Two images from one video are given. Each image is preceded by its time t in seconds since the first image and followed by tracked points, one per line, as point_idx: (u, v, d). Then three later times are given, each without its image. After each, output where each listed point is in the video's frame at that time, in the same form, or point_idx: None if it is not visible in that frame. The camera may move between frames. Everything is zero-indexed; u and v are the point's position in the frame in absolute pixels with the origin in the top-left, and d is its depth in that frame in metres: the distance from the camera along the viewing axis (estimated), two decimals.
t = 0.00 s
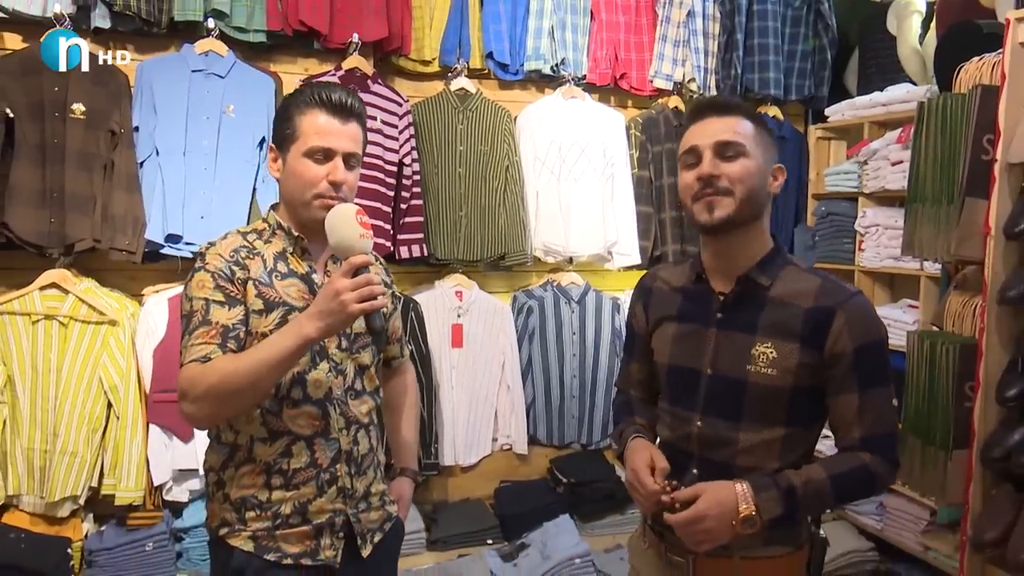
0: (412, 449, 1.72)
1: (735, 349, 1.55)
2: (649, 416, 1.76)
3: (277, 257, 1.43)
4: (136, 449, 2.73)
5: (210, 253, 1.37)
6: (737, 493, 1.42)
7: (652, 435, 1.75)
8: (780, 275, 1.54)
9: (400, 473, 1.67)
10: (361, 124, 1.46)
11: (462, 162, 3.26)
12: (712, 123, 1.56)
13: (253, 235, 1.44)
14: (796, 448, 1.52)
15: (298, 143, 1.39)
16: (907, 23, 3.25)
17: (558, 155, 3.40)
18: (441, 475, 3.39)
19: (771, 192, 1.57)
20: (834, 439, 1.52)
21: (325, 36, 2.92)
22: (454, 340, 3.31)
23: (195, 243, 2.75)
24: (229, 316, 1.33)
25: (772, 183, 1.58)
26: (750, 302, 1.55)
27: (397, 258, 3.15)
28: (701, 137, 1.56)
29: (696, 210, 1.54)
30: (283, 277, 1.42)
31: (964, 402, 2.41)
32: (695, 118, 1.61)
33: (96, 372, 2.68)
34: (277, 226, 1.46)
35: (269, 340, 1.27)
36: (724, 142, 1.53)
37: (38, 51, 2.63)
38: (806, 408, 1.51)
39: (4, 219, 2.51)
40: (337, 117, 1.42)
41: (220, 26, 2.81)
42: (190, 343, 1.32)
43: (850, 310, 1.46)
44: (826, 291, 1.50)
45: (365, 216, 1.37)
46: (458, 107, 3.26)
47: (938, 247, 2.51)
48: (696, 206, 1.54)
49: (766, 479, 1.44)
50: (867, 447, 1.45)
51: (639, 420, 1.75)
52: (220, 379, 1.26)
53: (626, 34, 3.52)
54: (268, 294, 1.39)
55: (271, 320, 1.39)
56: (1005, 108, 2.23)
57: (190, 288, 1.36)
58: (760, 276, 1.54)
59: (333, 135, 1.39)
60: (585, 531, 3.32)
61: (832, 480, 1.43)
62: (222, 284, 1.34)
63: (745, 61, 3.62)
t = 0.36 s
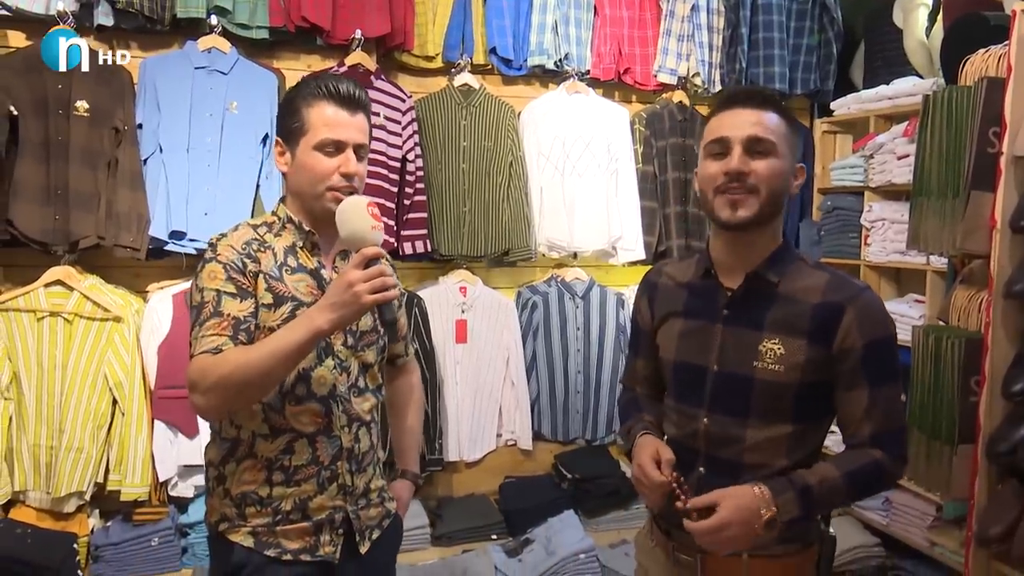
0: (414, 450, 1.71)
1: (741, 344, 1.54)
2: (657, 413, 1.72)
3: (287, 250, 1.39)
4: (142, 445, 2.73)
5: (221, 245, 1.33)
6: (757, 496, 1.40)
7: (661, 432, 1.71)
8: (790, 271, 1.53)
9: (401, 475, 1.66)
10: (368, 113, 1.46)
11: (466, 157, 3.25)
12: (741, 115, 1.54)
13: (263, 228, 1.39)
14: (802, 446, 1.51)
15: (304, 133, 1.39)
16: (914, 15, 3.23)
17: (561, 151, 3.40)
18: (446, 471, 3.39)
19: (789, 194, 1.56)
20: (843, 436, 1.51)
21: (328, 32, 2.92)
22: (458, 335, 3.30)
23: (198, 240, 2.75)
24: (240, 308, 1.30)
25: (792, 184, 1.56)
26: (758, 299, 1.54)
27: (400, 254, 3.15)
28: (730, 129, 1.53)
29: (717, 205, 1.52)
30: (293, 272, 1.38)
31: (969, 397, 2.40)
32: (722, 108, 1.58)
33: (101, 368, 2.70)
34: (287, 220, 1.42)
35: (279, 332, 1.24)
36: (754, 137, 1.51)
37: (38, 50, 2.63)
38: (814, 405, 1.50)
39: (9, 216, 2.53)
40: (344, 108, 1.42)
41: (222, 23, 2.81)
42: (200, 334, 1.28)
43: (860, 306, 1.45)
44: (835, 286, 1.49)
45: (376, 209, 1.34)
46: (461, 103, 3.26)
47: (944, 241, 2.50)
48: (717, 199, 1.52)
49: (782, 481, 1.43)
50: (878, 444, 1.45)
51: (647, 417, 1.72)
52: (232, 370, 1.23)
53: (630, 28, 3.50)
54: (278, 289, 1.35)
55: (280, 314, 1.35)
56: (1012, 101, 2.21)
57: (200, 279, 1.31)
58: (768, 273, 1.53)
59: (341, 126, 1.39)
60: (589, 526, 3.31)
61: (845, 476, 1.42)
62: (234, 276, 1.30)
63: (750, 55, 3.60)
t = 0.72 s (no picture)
0: (414, 450, 1.68)
1: (748, 340, 1.50)
2: (663, 415, 1.68)
3: (285, 246, 1.32)
4: (147, 441, 2.72)
5: (216, 242, 1.26)
6: (773, 495, 1.34)
7: (667, 436, 1.68)
8: (791, 261, 1.49)
9: (400, 476, 1.63)
10: (354, 96, 1.42)
11: (472, 150, 3.22)
12: (732, 102, 1.50)
13: (259, 223, 1.32)
14: (815, 442, 1.46)
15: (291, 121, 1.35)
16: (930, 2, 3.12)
17: (569, 142, 3.35)
18: (454, 467, 3.37)
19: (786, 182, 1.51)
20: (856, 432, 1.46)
21: (332, 23, 2.88)
22: (466, 330, 3.27)
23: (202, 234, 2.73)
24: (239, 305, 1.22)
25: (788, 173, 1.52)
26: (760, 291, 1.50)
27: (406, 248, 3.12)
28: (720, 115, 1.50)
29: (709, 193, 1.48)
30: (291, 268, 1.31)
31: (986, 392, 2.35)
32: (717, 95, 1.55)
33: (106, 364, 2.68)
34: (283, 214, 1.35)
35: (280, 324, 1.17)
36: (746, 122, 1.47)
37: (37, 50, 2.59)
38: (823, 401, 1.46)
39: (13, 211, 2.52)
40: (331, 91, 1.38)
41: (225, 15, 2.77)
42: (198, 333, 1.21)
43: (865, 292, 1.41)
44: (840, 274, 1.44)
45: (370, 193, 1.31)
46: (467, 95, 3.22)
47: (959, 231, 2.44)
48: (709, 188, 1.48)
49: (800, 476, 1.37)
50: (895, 439, 1.39)
51: (654, 419, 1.68)
52: (232, 368, 1.16)
53: (639, 17, 3.44)
54: (277, 285, 1.27)
55: (280, 311, 1.27)
56: None
57: (196, 277, 1.25)
58: (770, 264, 1.49)
59: (329, 108, 1.35)
60: (599, 523, 3.28)
61: (865, 473, 1.36)
62: (231, 272, 1.23)
63: (762, 43, 3.53)
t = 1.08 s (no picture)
0: (418, 466, 1.62)
1: (763, 348, 1.42)
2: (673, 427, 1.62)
3: (273, 253, 1.27)
4: (158, 449, 2.70)
5: (201, 253, 1.22)
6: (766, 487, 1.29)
7: (675, 448, 1.61)
8: (810, 265, 1.41)
9: (403, 494, 1.59)
10: (340, 96, 1.37)
11: (486, 152, 3.16)
12: (756, 94, 1.43)
13: (246, 232, 1.28)
14: (835, 455, 1.39)
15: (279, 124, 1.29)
16: None
17: (585, 143, 3.28)
18: (469, 474, 3.31)
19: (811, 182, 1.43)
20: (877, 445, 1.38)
21: (341, 25, 2.84)
22: (480, 335, 3.21)
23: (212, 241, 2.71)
24: (226, 317, 1.18)
25: (813, 173, 1.43)
26: (776, 296, 1.42)
27: (419, 252, 3.07)
28: (740, 106, 1.44)
29: (726, 187, 1.40)
30: (281, 275, 1.26)
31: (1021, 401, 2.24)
32: (739, 86, 1.48)
33: (117, 371, 2.66)
34: (271, 221, 1.30)
35: (269, 333, 1.12)
36: (768, 114, 1.40)
37: (37, 53, 2.59)
38: (843, 412, 1.38)
39: (23, 219, 2.50)
40: (317, 91, 1.33)
41: (234, 18, 2.74)
42: (185, 347, 1.17)
43: (888, 298, 1.32)
44: (861, 279, 1.36)
45: (358, 196, 1.26)
46: (481, 95, 3.16)
47: (991, 231, 2.34)
48: (726, 182, 1.41)
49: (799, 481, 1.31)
50: (912, 455, 1.30)
51: (662, 431, 1.62)
52: (218, 381, 1.11)
53: (656, 13, 3.36)
54: (265, 294, 1.23)
55: (270, 321, 1.22)
56: None
57: (182, 290, 1.20)
58: (789, 268, 1.41)
59: (318, 110, 1.31)
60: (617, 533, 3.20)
61: (874, 485, 1.29)
62: (216, 283, 1.19)
63: (783, 39, 3.44)
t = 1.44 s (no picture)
0: (415, 476, 1.57)
1: (766, 354, 1.35)
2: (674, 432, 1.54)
3: (253, 255, 1.23)
4: (160, 453, 2.67)
5: (177, 257, 1.18)
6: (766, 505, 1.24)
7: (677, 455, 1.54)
8: (819, 269, 1.34)
9: (397, 506, 1.54)
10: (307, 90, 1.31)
11: (493, 150, 3.10)
12: (799, 89, 1.35)
13: (226, 234, 1.25)
14: (843, 468, 1.32)
15: (247, 130, 1.24)
16: None
17: (594, 140, 3.21)
18: (477, 478, 3.26)
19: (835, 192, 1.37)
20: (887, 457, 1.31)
21: (345, 22, 2.80)
22: (488, 336, 3.16)
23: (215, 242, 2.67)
24: (202, 323, 1.14)
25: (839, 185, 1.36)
26: (781, 301, 1.36)
27: (425, 253, 3.02)
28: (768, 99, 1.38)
29: (753, 183, 1.33)
30: (260, 278, 1.21)
31: None
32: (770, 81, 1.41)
33: (119, 374, 2.64)
34: (251, 223, 1.26)
35: (245, 343, 1.08)
36: (814, 117, 1.32)
37: (38, 53, 2.56)
38: (852, 423, 1.31)
39: (24, 220, 2.49)
40: (283, 90, 1.27)
41: (236, 16, 2.70)
42: (161, 355, 1.14)
43: (897, 306, 1.26)
44: (871, 285, 1.29)
45: (339, 200, 1.20)
46: (488, 92, 3.10)
47: (1011, 231, 2.27)
48: (754, 179, 1.33)
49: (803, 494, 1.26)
50: (923, 470, 1.23)
51: (664, 437, 1.54)
52: (194, 392, 1.08)
53: (667, 7, 3.28)
54: (242, 298, 1.18)
55: (249, 325, 1.18)
56: None
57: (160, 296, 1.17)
58: (796, 271, 1.34)
59: (288, 110, 1.25)
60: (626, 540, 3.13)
61: (881, 504, 1.23)
62: (192, 289, 1.15)
63: (799, 32, 3.35)
